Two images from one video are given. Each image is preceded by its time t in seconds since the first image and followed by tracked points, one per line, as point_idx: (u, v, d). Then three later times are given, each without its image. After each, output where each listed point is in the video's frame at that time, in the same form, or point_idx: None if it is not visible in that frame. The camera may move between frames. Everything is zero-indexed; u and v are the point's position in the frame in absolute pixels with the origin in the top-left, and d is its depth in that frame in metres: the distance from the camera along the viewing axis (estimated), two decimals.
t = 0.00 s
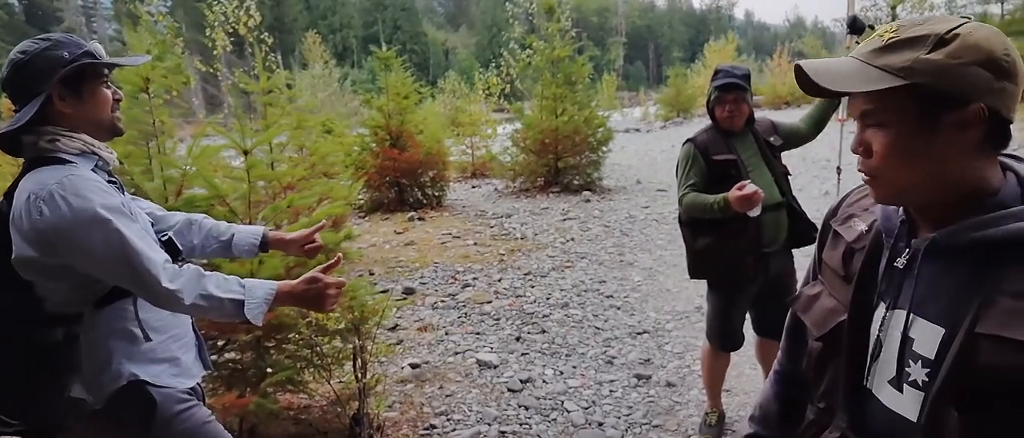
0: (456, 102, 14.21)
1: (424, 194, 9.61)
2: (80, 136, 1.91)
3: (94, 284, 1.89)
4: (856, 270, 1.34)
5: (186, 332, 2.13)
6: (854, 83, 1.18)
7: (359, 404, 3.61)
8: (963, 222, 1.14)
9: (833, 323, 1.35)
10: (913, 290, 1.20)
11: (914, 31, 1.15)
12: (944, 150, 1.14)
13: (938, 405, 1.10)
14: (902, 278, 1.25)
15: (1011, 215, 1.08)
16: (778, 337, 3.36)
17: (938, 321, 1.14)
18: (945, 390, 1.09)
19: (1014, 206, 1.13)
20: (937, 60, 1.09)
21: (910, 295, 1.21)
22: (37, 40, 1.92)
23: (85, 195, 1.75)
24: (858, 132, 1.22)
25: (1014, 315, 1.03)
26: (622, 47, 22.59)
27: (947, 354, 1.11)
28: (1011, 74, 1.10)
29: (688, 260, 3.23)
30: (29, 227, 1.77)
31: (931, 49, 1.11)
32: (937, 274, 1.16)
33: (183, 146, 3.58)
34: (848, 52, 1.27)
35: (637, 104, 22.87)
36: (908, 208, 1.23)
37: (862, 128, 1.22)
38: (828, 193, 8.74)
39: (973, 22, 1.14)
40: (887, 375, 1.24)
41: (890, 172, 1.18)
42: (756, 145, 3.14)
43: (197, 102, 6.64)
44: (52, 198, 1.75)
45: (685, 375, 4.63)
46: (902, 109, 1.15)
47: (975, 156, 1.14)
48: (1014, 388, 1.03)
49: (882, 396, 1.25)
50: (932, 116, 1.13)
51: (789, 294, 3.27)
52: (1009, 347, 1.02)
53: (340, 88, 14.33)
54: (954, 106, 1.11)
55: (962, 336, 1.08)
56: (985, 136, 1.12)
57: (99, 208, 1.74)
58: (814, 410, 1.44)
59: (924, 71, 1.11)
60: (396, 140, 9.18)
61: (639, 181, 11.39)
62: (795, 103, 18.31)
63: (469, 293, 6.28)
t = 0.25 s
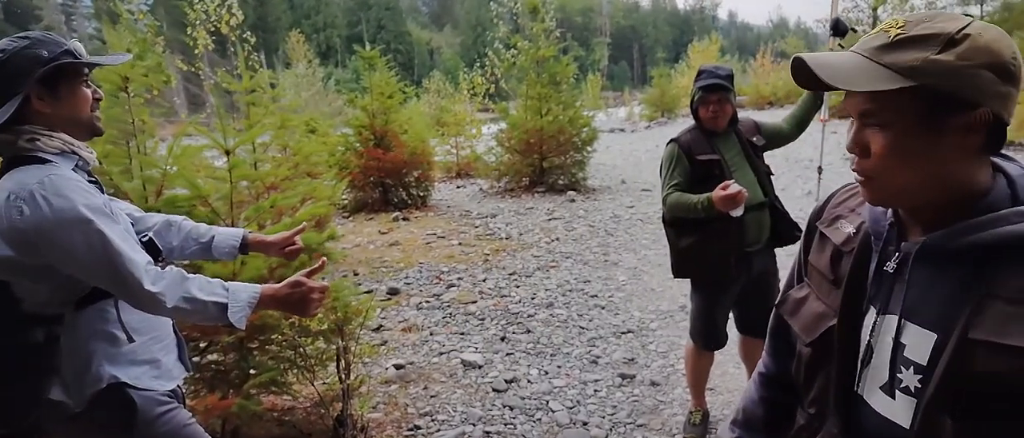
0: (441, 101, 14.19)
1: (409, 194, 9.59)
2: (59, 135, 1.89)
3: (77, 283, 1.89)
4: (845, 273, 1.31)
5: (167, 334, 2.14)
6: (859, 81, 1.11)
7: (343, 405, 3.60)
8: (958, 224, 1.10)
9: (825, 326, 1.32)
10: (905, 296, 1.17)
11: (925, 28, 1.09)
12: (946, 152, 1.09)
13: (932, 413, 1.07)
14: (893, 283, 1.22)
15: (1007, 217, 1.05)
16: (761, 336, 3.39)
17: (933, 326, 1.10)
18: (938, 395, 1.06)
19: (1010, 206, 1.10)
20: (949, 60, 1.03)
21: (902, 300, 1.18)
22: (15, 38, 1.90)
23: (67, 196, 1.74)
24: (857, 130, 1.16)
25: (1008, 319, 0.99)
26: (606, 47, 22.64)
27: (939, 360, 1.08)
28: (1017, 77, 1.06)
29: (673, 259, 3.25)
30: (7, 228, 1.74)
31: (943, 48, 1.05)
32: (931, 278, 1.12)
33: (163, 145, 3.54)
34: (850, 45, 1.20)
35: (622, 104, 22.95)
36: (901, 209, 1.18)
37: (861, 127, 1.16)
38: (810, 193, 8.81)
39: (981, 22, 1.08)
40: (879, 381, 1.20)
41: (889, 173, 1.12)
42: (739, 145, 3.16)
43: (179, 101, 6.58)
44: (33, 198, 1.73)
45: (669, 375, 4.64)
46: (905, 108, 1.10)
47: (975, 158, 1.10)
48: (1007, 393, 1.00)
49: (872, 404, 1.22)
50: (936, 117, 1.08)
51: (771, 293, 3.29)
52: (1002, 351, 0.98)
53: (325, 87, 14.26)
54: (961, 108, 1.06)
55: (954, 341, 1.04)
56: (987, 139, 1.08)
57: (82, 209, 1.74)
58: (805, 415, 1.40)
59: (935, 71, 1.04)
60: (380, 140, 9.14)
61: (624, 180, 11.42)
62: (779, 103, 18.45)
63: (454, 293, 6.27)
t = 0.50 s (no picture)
0: (431, 101, 14.16)
1: (399, 194, 9.56)
2: (46, 136, 1.88)
3: (67, 285, 1.88)
4: (840, 273, 1.29)
5: (154, 334, 2.16)
6: (867, 82, 1.08)
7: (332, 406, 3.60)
8: (958, 224, 1.09)
9: (821, 328, 1.30)
10: (904, 297, 1.16)
11: (938, 25, 1.04)
12: (948, 153, 1.07)
13: (932, 414, 1.07)
14: (891, 283, 1.20)
15: (1008, 215, 1.03)
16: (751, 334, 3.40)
17: (933, 327, 1.10)
18: (939, 395, 1.05)
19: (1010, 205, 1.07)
20: (962, 62, 1.00)
21: (898, 301, 1.17)
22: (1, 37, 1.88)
23: (58, 198, 1.74)
24: (858, 130, 1.13)
25: (1009, 319, 0.98)
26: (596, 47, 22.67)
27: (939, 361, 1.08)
28: None
29: (662, 258, 3.26)
30: None
31: (953, 51, 1.01)
32: (930, 280, 1.12)
33: (151, 146, 3.51)
34: (856, 41, 1.17)
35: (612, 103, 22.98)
36: (900, 209, 1.16)
37: (862, 127, 1.12)
38: (799, 192, 8.86)
39: (994, 22, 1.05)
40: (877, 383, 1.20)
41: (890, 174, 1.10)
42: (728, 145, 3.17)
43: (168, 101, 6.55)
44: (23, 199, 1.73)
45: (659, 373, 4.66)
46: (909, 108, 1.07)
47: (976, 159, 1.08)
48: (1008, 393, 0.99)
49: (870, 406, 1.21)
50: (941, 118, 1.05)
51: (761, 291, 3.30)
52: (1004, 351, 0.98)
53: (314, 87, 14.20)
54: (967, 110, 1.04)
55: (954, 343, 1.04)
56: (990, 141, 1.07)
57: (73, 211, 1.74)
58: (799, 418, 1.39)
59: (947, 73, 1.01)
60: (370, 140, 9.12)
61: (614, 180, 11.44)
62: (768, 103, 18.52)
63: (444, 293, 6.26)
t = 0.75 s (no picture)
0: (418, 100, 14.12)
1: (386, 194, 9.53)
2: (30, 136, 1.87)
3: (50, 287, 1.88)
4: (833, 273, 1.27)
5: (138, 337, 2.16)
6: (863, 83, 1.07)
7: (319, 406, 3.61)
8: (956, 223, 1.08)
9: (813, 331, 1.29)
10: (902, 297, 1.14)
11: (933, 26, 1.04)
12: (945, 155, 1.06)
13: (934, 416, 1.06)
14: (887, 283, 1.19)
15: (1007, 214, 1.03)
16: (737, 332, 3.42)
17: (931, 327, 1.08)
18: (942, 398, 1.04)
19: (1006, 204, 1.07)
20: (960, 64, 0.99)
21: (895, 301, 1.16)
22: None
23: (43, 200, 1.74)
24: (853, 131, 1.12)
25: (1010, 319, 0.98)
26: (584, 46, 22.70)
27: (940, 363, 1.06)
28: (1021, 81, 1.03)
29: (649, 257, 3.26)
30: None
31: (950, 54, 1.00)
32: (928, 279, 1.11)
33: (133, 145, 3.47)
34: (855, 40, 1.16)
35: (600, 102, 23.01)
36: (896, 209, 1.15)
37: (858, 127, 1.11)
38: (785, 190, 8.91)
39: (993, 21, 1.04)
40: (872, 386, 1.18)
41: (886, 175, 1.09)
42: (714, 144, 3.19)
43: (152, 100, 6.49)
44: (8, 200, 1.72)
45: (646, 372, 4.67)
46: (907, 110, 1.06)
47: (973, 159, 1.08)
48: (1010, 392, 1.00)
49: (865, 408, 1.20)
50: (939, 119, 1.04)
51: (746, 289, 3.32)
52: (1007, 351, 0.98)
53: (300, 86, 14.12)
54: (966, 111, 1.03)
55: (956, 342, 1.03)
56: (987, 141, 1.06)
57: (59, 213, 1.74)
58: (786, 422, 1.38)
59: (943, 76, 1.00)
60: (356, 139, 9.08)
61: (601, 179, 11.45)
62: (754, 102, 18.60)
63: (431, 293, 6.25)
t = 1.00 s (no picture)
0: (408, 100, 14.09)
1: (375, 194, 9.50)
2: (16, 137, 1.85)
3: (39, 289, 1.87)
4: (828, 276, 1.27)
5: (127, 339, 2.15)
6: (853, 87, 1.08)
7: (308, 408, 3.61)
8: (955, 226, 1.08)
9: (810, 333, 1.27)
10: (904, 299, 1.13)
11: (922, 28, 1.05)
12: (940, 157, 1.06)
13: (938, 417, 1.05)
14: (887, 285, 1.18)
15: (1007, 214, 1.03)
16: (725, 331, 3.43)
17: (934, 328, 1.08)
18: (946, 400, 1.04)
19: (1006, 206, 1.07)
20: (949, 67, 1.00)
21: (895, 303, 1.16)
22: None
23: (34, 201, 1.73)
24: (846, 134, 1.12)
25: (1014, 320, 0.99)
26: (573, 46, 22.74)
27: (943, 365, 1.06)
28: (1015, 83, 1.03)
29: (639, 257, 3.26)
30: None
31: (941, 56, 1.01)
32: (927, 281, 1.10)
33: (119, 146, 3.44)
34: (845, 43, 1.17)
35: (590, 102, 23.04)
36: (892, 212, 1.15)
37: (851, 130, 1.11)
38: (774, 190, 8.95)
39: (986, 21, 1.04)
40: (870, 389, 1.16)
41: (880, 177, 1.09)
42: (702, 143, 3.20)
43: (139, 100, 6.46)
44: None
45: (635, 371, 4.68)
46: (901, 113, 1.06)
47: (968, 162, 1.08)
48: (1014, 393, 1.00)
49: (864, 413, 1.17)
50: (933, 122, 1.04)
51: (734, 288, 3.33)
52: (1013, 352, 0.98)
53: (289, 86, 14.07)
54: (961, 114, 1.03)
55: (960, 344, 1.03)
56: (982, 144, 1.07)
57: (49, 214, 1.74)
58: (780, 428, 1.35)
59: (932, 78, 1.01)
60: (345, 139, 9.05)
61: (591, 179, 11.46)
62: (743, 101, 18.67)
63: (421, 293, 6.24)
